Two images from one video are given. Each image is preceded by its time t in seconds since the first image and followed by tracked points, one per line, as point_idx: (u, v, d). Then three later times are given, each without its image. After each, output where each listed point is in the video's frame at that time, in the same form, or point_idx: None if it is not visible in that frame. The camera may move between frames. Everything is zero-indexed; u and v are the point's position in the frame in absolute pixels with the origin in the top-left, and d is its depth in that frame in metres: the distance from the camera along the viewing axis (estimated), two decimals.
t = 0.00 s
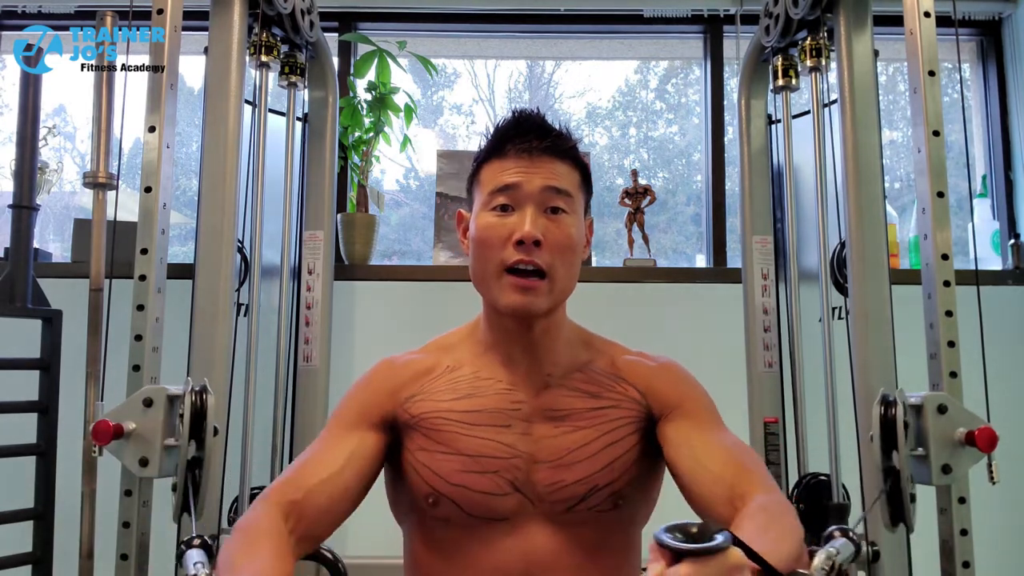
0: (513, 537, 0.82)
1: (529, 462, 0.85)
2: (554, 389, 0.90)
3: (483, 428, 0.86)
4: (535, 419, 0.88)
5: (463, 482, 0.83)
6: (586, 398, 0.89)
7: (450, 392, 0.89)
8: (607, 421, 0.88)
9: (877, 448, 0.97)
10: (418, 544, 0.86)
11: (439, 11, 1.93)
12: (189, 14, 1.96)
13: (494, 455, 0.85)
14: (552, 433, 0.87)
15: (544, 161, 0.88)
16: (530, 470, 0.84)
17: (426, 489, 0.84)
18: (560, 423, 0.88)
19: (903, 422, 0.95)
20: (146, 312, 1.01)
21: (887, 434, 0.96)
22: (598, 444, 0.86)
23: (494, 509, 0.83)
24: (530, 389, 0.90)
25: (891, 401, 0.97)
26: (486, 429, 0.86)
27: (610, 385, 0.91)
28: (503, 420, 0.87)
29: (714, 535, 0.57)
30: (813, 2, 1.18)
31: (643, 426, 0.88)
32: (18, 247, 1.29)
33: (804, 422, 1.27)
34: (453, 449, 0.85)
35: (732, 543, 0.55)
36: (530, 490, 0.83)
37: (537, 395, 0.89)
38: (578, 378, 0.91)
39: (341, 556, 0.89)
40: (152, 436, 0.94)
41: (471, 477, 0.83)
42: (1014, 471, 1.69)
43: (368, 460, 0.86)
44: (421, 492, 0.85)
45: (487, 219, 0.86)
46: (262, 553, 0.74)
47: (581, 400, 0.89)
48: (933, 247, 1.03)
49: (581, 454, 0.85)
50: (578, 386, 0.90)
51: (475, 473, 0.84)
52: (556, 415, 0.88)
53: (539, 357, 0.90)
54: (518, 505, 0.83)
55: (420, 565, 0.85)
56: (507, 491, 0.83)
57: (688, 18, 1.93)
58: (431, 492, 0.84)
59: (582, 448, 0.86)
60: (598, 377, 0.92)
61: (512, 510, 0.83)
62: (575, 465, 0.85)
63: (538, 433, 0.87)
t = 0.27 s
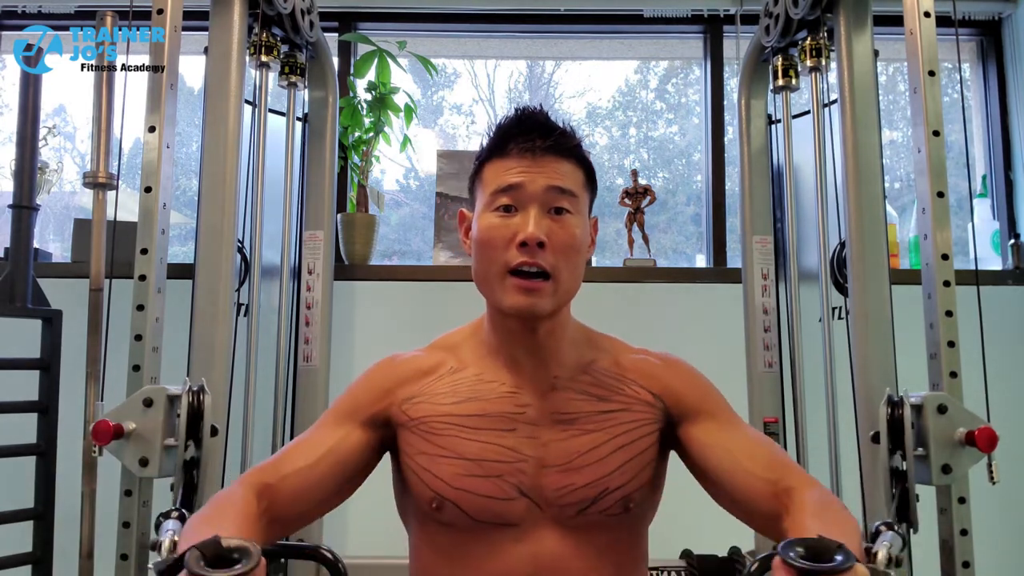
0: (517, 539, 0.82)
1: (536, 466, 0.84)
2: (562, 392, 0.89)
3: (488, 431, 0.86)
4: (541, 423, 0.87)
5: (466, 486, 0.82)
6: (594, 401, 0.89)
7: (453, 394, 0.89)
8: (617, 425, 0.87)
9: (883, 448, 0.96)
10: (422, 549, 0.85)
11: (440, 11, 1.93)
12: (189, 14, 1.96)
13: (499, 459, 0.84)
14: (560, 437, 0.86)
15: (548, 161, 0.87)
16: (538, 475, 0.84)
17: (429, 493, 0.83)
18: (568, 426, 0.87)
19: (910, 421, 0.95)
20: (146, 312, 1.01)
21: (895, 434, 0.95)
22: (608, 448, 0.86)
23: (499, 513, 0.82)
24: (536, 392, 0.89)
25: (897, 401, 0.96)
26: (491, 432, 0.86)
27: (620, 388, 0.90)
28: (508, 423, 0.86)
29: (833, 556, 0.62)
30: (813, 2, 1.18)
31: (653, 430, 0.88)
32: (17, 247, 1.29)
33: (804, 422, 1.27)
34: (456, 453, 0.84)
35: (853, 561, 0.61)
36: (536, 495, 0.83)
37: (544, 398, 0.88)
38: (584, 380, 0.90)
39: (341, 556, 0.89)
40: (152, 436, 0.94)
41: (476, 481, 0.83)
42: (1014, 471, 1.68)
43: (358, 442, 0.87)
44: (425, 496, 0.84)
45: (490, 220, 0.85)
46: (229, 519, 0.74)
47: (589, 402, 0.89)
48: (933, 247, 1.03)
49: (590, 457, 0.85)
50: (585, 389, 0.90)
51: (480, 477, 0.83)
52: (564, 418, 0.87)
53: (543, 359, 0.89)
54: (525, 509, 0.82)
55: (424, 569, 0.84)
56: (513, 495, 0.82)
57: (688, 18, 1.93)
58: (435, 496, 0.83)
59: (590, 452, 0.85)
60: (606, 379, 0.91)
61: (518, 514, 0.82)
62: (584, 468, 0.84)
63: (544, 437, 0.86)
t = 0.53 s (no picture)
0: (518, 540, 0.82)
1: (537, 466, 0.84)
2: (564, 393, 0.89)
3: (488, 432, 0.85)
4: (543, 424, 0.87)
5: (466, 486, 0.82)
6: (597, 402, 0.89)
7: (453, 393, 0.88)
8: (620, 426, 0.88)
9: (885, 447, 0.97)
10: (421, 549, 0.85)
11: (440, 11, 1.93)
12: (189, 14, 1.96)
13: (498, 460, 0.84)
14: (562, 438, 0.86)
15: (551, 160, 0.87)
16: (539, 476, 0.83)
17: (428, 493, 0.83)
18: (571, 427, 0.87)
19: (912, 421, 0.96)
20: (146, 312, 1.01)
21: (896, 434, 0.96)
22: (611, 449, 0.86)
23: (500, 514, 0.82)
24: (539, 393, 0.88)
25: (900, 402, 0.96)
26: (491, 433, 0.85)
27: (625, 389, 0.91)
28: (508, 424, 0.86)
29: (906, 519, 0.63)
30: (813, 2, 1.18)
31: (657, 430, 0.88)
32: (17, 247, 1.29)
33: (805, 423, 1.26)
34: (455, 453, 0.84)
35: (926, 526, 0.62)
36: (537, 496, 0.83)
37: (546, 399, 0.88)
38: (586, 381, 0.90)
39: (340, 556, 0.94)
40: (152, 436, 0.94)
41: (475, 481, 0.82)
42: (1014, 471, 1.69)
43: (351, 428, 0.89)
44: (424, 496, 0.83)
45: (492, 219, 0.85)
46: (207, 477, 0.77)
47: (592, 403, 0.89)
48: (933, 247, 1.03)
49: (593, 459, 0.85)
50: (588, 390, 0.90)
51: (479, 478, 0.83)
52: (566, 419, 0.87)
53: (544, 360, 0.89)
54: (525, 510, 0.82)
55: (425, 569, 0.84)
56: (513, 497, 0.82)
57: (688, 18, 1.93)
58: (434, 496, 0.83)
59: (593, 453, 0.85)
60: (609, 380, 0.91)
61: (519, 514, 0.82)
62: (587, 469, 0.84)
63: (546, 437, 0.86)
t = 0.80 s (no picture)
0: (518, 540, 0.81)
1: (535, 468, 0.84)
2: (564, 395, 0.89)
3: (486, 433, 0.85)
4: (543, 426, 0.87)
5: (463, 487, 0.82)
6: (598, 405, 0.89)
7: (451, 394, 0.89)
8: (620, 428, 0.88)
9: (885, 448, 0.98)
10: (416, 551, 0.84)
11: (440, 11, 1.93)
12: (189, 14, 1.96)
13: (496, 462, 0.84)
14: (561, 440, 0.86)
15: (556, 161, 0.87)
16: (538, 478, 0.83)
17: (424, 493, 0.83)
18: (570, 429, 0.87)
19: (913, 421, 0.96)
20: (146, 312, 1.01)
21: (895, 434, 0.97)
22: (611, 451, 0.86)
23: (496, 515, 0.81)
24: (538, 395, 0.88)
25: (900, 402, 0.97)
26: (489, 434, 0.85)
27: (624, 391, 0.91)
28: (506, 426, 0.86)
29: (897, 479, 0.64)
30: (813, 2, 1.18)
31: (656, 433, 0.89)
32: (17, 247, 1.29)
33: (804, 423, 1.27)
34: (452, 454, 0.84)
35: (916, 486, 0.64)
36: (535, 499, 0.82)
37: (545, 402, 0.88)
38: (587, 383, 0.90)
39: (340, 557, 0.93)
40: (152, 436, 0.94)
41: (472, 483, 0.82)
42: (1015, 471, 1.69)
43: (347, 416, 0.90)
44: (419, 496, 0.83)
45: (496, 219, 0.85)
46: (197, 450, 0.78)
47: (592, 406, 0.89)
48: (933, 247, 1.03)
49: (593, 461, 0.85)
50: (588, 392, 0.90)
51: (476, 479, 0.82)
52: (566, 421, 0.87)
53: (544, 362, 0.88)
54: (522, 513, 0.82)
55: (420, 571, 0.83)
56: (510, 499, 0.82)
57: (688, 18, 1.93)
58: (430, 497, 0.83)
59: (592, 456, 0.86)
60: (610, 382, 0.91)
61: (516, 515, 0.82)
62: (586, 472, 0.84)
63: (545, 440, 0.86)
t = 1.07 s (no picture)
0: (515, 540, 0.82)
1: (530, 468, 0.84)
2: (560, 395, 0.89)
3: (480, 433, 0.85)
4: (538, 426, 0.87)
5: (456, 487, 0.82)
6: (594, 405, 0.89)
7: (446, 394, 0.88)
8: (615, 427, 0.88)
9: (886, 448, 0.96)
10: (410, 550, 0.85)
11: (440, 11, 1.93)
12: (189, 14, 1.96)
13: (490, 462, 0.84)
14: (556, 441, 0.86)
15: (556, 160, 0.87)
16: (532, 479, 0.83)
17: (418, 493, 0.83)
18: (565, 429, 0.87)
19: (913, 421, 0.96)
20: (146, 312, 1.01)
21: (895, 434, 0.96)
22: (606, 450, 0.86)
23: (490, 516, 0.81)
24: (533, 396, 0.88)
25: (899, 402, 0.96)
26: (483, 434, 0.85)
27: (620, 391, 0.91)
28: (501, 426, 0.86)
29: (889, 437, 0.67)
30: (813, 2, 1.18)
31: (651, 431, 0.89)
32: (17, 247, 1.29)
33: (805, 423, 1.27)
34: (446, 454, 0.84)
35: (907, 441, 0.66)
36: (529, 499, 0.82)
37: (541, 403, 0.88)
38: (583, 383, 0.90)
39: (340, 556, 0.95)
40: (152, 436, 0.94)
41: (466, 483, 0.82)
42: (1015, 471, 1.69)
43: (343, 411, 0.90)
44: (413, 495, 0.83)
45: (495, 218, 0.85)
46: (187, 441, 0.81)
47: (588, 406, 0.89)
48: (933, 247, 1.03)
49: (587, 460, 0.85)
50: (584, 392, 0.90)
51: (470, 479, 0.83)
52: (561, 421, 0.87)
53: (541, 363, 0.88)
54: (516, 513, 0.82)
55: (414, 570, 0.84)
56: (504, 500, 0.82)
57: (688, 18, 1.93)
58: (423, 496, 0.83)
59: (587, 455, 0.86)
60: (607, 381, 0.91)
61: (510, 515, 0.82)
62: (581, 471, 0.84)
63: (539, 440, 0.86)
